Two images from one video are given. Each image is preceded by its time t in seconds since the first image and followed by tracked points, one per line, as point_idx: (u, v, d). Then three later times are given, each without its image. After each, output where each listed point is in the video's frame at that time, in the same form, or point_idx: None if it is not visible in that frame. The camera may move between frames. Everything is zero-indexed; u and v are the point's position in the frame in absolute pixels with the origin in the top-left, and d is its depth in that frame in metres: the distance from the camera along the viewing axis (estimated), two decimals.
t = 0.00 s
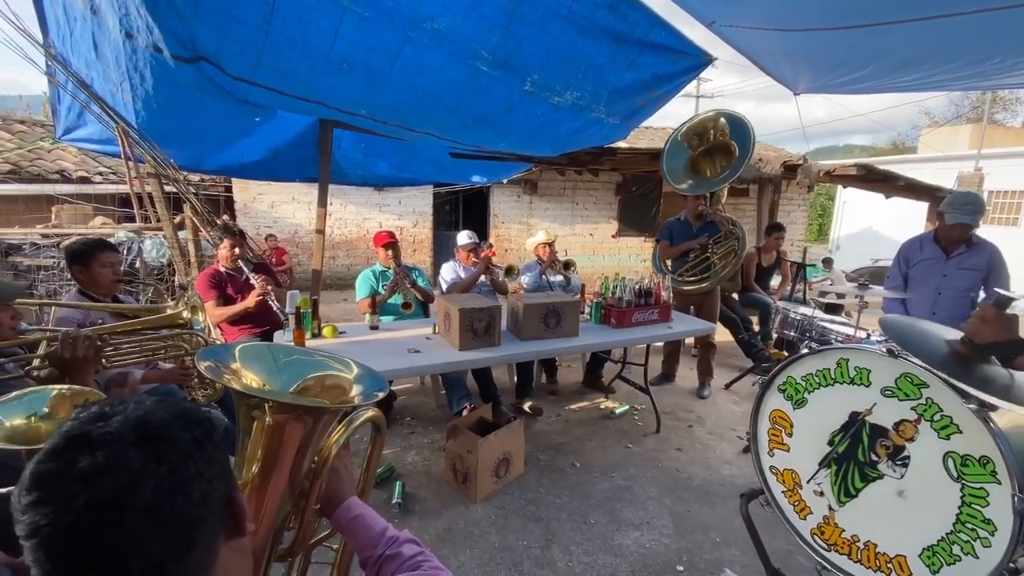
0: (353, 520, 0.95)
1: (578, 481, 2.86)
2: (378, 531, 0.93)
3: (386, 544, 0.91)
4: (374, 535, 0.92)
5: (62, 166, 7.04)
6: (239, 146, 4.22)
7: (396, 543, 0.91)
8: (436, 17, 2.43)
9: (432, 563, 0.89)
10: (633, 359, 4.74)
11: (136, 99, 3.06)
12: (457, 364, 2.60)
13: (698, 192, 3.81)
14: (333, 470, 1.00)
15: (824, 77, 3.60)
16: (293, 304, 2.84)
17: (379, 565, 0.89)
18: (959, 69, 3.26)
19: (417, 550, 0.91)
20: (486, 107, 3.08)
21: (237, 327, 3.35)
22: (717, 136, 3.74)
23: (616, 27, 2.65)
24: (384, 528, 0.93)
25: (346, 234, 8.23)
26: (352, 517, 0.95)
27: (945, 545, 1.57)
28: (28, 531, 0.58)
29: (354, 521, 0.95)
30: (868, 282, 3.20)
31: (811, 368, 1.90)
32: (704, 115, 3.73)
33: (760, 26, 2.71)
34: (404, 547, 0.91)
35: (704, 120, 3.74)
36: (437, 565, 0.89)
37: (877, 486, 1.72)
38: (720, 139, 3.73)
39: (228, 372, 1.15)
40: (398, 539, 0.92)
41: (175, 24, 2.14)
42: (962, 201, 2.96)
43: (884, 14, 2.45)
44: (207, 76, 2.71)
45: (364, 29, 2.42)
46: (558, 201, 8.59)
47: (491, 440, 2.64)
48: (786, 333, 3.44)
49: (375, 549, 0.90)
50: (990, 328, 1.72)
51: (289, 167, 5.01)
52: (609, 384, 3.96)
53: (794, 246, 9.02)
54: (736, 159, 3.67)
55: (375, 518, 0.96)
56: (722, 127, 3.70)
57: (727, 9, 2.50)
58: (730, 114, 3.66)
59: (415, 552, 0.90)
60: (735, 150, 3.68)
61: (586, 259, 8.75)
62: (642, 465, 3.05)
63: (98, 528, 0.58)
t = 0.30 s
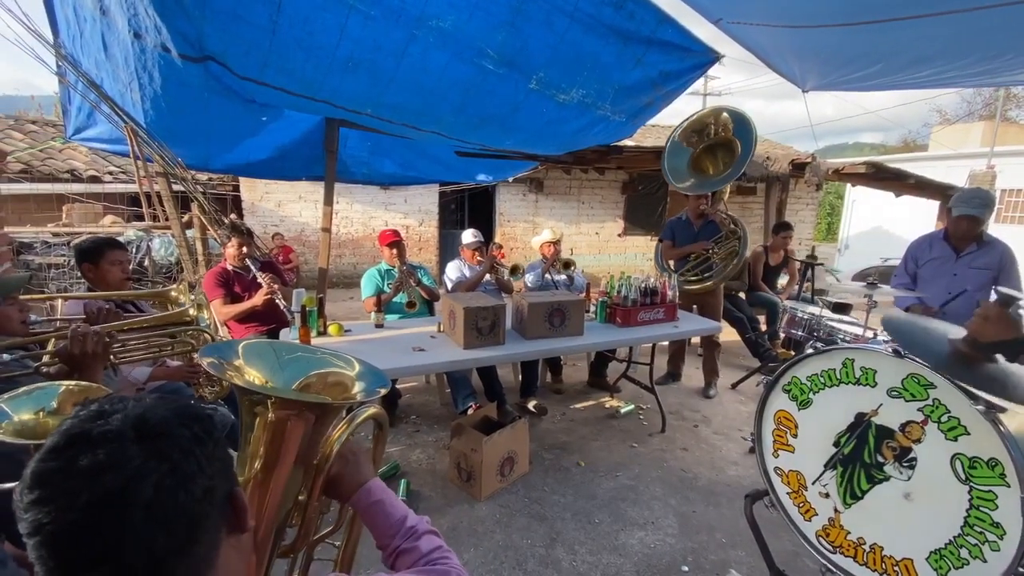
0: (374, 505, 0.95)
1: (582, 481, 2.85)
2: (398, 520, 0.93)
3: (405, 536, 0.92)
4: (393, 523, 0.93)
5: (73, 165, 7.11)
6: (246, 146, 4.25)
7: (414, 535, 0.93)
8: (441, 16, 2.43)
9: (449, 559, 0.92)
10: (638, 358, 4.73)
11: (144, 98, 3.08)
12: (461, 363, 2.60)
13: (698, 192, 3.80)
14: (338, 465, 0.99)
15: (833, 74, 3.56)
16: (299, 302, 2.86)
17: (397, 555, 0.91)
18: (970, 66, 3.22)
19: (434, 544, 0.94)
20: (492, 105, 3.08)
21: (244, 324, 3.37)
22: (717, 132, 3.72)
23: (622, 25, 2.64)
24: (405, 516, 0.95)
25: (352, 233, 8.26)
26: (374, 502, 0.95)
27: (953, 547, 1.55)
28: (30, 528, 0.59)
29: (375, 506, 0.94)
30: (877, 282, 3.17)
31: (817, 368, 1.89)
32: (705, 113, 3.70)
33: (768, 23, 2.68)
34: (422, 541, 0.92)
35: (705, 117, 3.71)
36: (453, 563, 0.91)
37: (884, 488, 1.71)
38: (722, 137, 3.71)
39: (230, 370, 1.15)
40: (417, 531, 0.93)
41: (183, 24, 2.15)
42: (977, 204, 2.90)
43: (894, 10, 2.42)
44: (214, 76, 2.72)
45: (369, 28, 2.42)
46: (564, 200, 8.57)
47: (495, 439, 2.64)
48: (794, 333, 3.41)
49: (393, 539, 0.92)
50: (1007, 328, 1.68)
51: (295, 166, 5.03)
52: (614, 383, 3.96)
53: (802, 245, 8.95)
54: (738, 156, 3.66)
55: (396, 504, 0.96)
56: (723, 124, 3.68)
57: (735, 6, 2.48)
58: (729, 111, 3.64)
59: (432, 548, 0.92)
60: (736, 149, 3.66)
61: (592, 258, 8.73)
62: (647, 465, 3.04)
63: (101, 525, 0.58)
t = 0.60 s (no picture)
0: (382, 493, 0.92)
1: (587, 480, 2.85)
2: (407, 508, 0.91)
3: (414, 524, 0.89)
4: (402, 511, 0.90)
5: (82, 164, 7.18)
6: (254, 145, 4.27)
7: (423, 524, 0.90)
8: (447, 14, 2.43)
9: (460, 549, 0.89)
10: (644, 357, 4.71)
11: (153, 98, 3.10)
12: (466, 362, 2.60)
13: (707, 189, 3.76)
14: (341, 462, 0.97)
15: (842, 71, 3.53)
16: (305, 300, 2.87)
17: (407, 543, 0.88)
18: (982, 62, 3.18)
19: (444, 532, 0.91)
20: (498, 104, 3.07)
21: (251, 323, 3.38)
22: (726, 129, 3.70)
23: (629, 23, 2.63)
24: (414, 504, 0.91)
25: (358, 232, 8.29)
26: (385, 489, 0.92)
27: (960, 549, 1.53)
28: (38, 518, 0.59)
29: (383, 494, 0.91)
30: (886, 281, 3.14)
31: (824, 368, 1.86)
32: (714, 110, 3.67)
33: (776, 20, 2.66)
34: (431, 529, 0.89)
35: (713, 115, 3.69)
36: (462, 552, 0.88)
37: (891, 488, 1.69)
38: (731, 133, 3.69)
39: (233, 368, 1.16)
40: (426, 519, 0.90)
41: (190, 24, 2.16)
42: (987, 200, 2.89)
43: (904, 6, 2.40)
44: (221, 76, 2.73)
45: (375, 27, 2.43)
46: (570, 198, 8.56)
47: (499, 438, 2.64)
48: (801, 332, 3.38)
49: (403, 527, 0.89)
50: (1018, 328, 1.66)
51: (302, 166, 5.05)
52: (620, 383, 3.95)
53: (810, 244, 8.88)
54: (748, 153, 3.66)
55: (407, 492, 0.93)
56: (731, 120, 3.67)
57: (742, 3, 2.47)
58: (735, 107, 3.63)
59: (441, 537, 0.89)
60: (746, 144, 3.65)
61: (598, 257, 8.72)
62: (652, 464, 3.03)
63: (108, 515, 0.58)
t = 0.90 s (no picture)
0: (387, 485, 0.89)
1: (592, 478, 2.84)
2: (412, 499, 0.88)
3: (419, 515, 0.87)
4: (407, 502, 0.88)
5: (92, 163, 7.24)
6: (261, 144, 4.29)
7: (428, 514, 0.87)
8: (453, 12, 2.43)
9: (466, 539, 0.86)
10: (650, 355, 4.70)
11: (161, 97, 3.12)
12: (471, 360, 2.60)
13: (715, 187, 3.76)
14: (347, 457, 0.96)
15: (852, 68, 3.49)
16: (311, 298, 2.87)
17: (413, 534, 0.86)
18: (994, 58, 3.14)
19: (450, 522, 0.88)
20: (504, 102, 3.07)
21: (258, 321, 3.39)
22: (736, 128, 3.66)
23: (635, 20, 2.62)
24: (419, 494, 0.89)
25: (364, 231, 8.31)
26: (389, 480, 0.89)
27: (970, 549, 1.53)
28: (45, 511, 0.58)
29: (388, 485, 0.89)
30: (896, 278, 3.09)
31: (832, 366, 1.84)
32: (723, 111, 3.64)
33: (785, 16, 2.64)
34: (436, 519, 0.87)
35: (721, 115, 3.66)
36: (469, 542, 0.86)
37: (901, 488, 1.67)
38: (740, 131, 3.66)
39: (239, 363, 1.16)
40: (432, 510, 0.88)
41: (196, 23, 2.17)
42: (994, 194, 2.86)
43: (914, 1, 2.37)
44: (228, 75, 2.74)
45: (381, 25, 2.42)
46: (576, 196, 8.54)
47: (504, 436, 2.64)
48: (808, 330, 3.34)
49: (408, 518, 0.87)
50: None
51: (308, 164, 5.07)
52: (625, 381, 3.93)
53: (818, 242, 8.80)
54: (758, 152, 3.63)
55: (412, 483, 0.91)
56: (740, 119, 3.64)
57: None
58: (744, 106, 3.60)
59: (447, 527, 0.87)
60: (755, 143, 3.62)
61: (604, 256, 8.70)
62: (658, 463, 3.02)
63: (113, 509, 0.57)
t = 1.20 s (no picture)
0: (395, 478, 0.88)
1: (599, 473, 2.83)
2: (421, 491, 0.87)
3: (428, 506, 0.85)
4: (416, 494, 0.87)
5: (105, 159, 7.31)
6: (271, 139, 4.30)
7: (437, 505, 0.86)
8: (461, 6, 2.41)
9: (477, 529, 0.84)
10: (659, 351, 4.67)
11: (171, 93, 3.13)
12: (479, 355, 2.60)
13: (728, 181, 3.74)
14: (356, 449, 0.93)
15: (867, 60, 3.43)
16: (320, 292, 2.88)
17: (424, 525, 0.85)
18: (1014, 49, 3.07)
19: (460, 513, 0.86)
20: (513, 96, 3.05)
21: (268, 315, 3.41)
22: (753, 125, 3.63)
23: (645, 12, 2.58)
24: (428, 486, 0.88)
25: (373, 226, 8.34)
26: (397, 475, 0.88)
27: (987, 550, 1.49)
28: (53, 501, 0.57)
29: (396, 479, 0.88)
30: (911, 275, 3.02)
31: (847, 361, 1.82)
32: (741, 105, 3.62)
33: (799, 8, 2.59)
34: (444, 511, 0.85)
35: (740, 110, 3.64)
36: (479, 531, 0.84)
37: (915, 486, 1.65)
38: (757, 128, 3.63)
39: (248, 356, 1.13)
40: (441, 501, 0.86)
41: (206, 19, 2.18)
42: (1013, 184, 2.82)
43: None
44: (238, 70, 2.75)
45: (389, 20, 2.42)
46: (584, 191, 8.49)
47: (512, 431, 2.64)
48: (821, 327, 3.30)
49: (417, 509, 0.86)
50: None
51: (317, 159, 5.08)
52: (634, 377, 3.91)
53: (831, 238, 8.69)
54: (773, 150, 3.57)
55: (420, 475, 0.90)
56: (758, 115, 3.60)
57: None
58: (762, 99, 3.56)
59: (456, 518, 0.85)
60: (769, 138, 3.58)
61: (613, 251, 8.65)
62: (666, 460, 3.00)
63: (118, 501, 0.56)
